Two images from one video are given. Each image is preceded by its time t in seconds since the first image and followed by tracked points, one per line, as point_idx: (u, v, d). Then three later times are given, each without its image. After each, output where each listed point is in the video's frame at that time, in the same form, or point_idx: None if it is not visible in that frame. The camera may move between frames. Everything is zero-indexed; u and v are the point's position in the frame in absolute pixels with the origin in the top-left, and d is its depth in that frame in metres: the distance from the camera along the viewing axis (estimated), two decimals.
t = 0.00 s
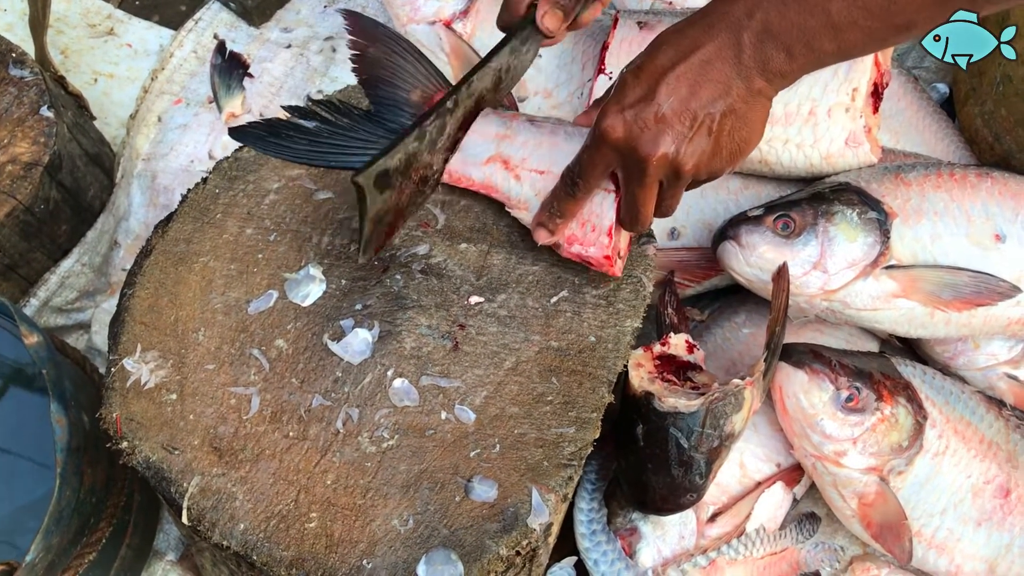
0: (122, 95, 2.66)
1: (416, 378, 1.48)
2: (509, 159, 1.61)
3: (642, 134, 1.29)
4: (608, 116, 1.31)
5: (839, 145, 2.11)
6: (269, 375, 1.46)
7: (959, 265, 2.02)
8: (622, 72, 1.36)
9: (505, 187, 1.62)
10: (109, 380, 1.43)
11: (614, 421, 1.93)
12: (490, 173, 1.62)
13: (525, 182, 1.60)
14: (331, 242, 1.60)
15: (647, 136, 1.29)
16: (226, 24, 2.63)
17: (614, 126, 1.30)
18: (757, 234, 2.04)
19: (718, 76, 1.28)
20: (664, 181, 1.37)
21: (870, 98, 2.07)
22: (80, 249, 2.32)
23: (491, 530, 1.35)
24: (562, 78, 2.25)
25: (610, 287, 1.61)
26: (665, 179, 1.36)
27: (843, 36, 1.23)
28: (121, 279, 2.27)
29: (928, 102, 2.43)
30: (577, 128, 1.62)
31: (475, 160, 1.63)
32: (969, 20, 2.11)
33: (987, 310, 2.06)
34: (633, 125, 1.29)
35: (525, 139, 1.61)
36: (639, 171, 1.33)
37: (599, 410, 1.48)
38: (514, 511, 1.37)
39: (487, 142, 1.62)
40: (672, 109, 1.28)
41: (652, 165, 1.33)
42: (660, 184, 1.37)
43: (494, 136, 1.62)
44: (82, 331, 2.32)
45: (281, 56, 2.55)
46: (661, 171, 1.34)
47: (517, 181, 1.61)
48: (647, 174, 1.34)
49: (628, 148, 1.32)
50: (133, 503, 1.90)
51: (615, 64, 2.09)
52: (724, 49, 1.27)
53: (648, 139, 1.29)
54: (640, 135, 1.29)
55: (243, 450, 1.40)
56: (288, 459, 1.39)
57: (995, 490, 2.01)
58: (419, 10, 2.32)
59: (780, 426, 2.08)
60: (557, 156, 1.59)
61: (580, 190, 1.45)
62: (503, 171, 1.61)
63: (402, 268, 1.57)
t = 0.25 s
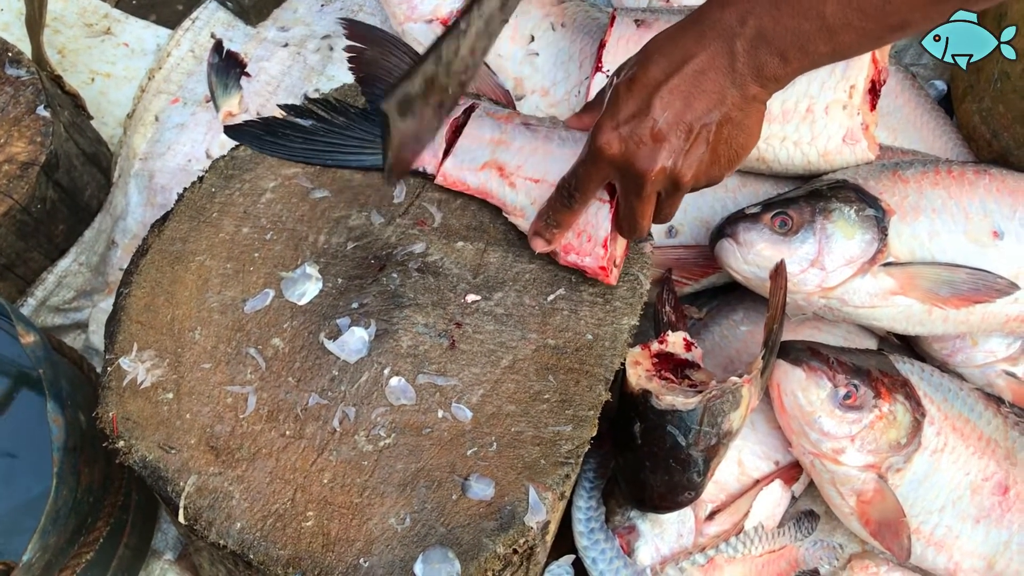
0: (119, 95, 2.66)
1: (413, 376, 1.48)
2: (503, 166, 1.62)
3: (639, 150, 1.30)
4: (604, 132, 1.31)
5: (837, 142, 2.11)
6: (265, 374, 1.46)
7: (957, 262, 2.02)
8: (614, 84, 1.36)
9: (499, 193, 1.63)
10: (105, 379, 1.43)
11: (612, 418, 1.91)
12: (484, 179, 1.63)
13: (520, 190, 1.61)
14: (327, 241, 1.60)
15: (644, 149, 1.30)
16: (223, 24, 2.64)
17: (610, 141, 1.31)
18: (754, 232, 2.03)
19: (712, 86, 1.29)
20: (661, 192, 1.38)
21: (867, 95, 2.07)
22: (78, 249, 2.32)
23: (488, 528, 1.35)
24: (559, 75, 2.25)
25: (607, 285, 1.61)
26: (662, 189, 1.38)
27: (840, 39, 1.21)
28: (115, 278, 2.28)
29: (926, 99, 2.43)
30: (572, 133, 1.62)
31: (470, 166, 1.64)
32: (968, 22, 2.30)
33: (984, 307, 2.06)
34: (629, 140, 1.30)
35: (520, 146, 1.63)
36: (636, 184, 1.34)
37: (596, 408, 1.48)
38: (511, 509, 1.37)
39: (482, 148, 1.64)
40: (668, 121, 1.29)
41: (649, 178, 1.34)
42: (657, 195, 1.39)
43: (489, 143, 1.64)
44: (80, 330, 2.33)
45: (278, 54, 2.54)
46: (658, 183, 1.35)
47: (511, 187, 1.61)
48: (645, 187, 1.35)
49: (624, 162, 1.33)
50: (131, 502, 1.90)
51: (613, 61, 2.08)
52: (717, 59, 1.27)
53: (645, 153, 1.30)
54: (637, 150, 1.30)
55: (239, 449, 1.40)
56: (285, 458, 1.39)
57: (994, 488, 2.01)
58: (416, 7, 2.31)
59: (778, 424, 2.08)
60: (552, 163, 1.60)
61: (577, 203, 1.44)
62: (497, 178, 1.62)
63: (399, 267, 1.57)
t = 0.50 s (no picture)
0: (118, 93, 2.65)
1: (412, 374, 1.47)
2: (503, 162, 1.62)
3: (637, 145, 1.29)
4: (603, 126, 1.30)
5: (837, 139, 2.11)
6: (264, 372, 1.46)
7: (958, 259, 2.01)
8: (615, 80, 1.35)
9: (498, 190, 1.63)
10: (104, 378, 1.43)
11: (612, 416, 1.91)
12: (484, 176, 1.63)
13: (519, 187, 1.61)
14: (326, 239, 1.60)
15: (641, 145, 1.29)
16: (222, 22, 2.63)
17: (610, 136, 1.30)
18: (755, 230, 2.03)
19: (712, 82, 1.28)
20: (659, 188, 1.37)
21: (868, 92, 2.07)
22: (76, 248, 2.32)
23: (487, 527, 1.35)
24: (559, 73, 2.24)
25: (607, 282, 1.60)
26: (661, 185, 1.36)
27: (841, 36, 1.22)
28: (114, 277, 2.28)
29: (926, 96, 2.43)
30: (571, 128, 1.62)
31: (470, 163, 1.64)
32: (971, 22, 2.25)
33: (985, 304, 2.05)
34: (626, 135, 1.29)
35: (520, 142, 1.62)
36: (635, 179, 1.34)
37: (596, 405, 1.48)
38: (511, 507, 1.37)
39: (481, 145, 1.64)
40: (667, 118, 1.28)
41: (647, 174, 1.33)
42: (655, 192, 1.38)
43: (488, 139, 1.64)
44: (79, 329, 2.33)
45: (278, 53, 2.54)
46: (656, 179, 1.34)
47: (511, 184, 1.61)
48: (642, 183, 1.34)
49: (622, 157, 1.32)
50: (130, 501, 1.90)
51: (612, 58, 2.06)
52: (718, 55, 1.26)
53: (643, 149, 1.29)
54: (635, 145, 1.29)
55: (238, 447, 1.39)
56: (284, 456, 1.39)
57: (995, 485, 2.00)
58: (415, 5, 2.32)
59: (778, 421, 2.08)
60: (551, 159, 1.60)
61: (575, 198, 1.45)
62: (497, 175, 1.62)
63: (398, 265, 1.57)
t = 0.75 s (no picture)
0: (117, 93, 2.65)
1: (412, 375, 1.47)
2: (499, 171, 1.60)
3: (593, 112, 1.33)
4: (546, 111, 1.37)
5: (837, 139, 2.12)
6: (264, 373, 1.46)
7: (958, 259, 2.01)
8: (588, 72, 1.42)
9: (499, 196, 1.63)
10: (104, 378, 1.43)
11: (612, 416, 1.91)
12: (482, 185, 1.62)
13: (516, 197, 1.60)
14: (325, 239, 1.59)
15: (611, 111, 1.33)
16: (222, 22, 2.63)
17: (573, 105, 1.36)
18: (754, 230, 2.03)
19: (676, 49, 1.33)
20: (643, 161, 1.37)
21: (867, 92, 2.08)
22: (76, 248, 2.32)
23: (487, 527, 1.35)
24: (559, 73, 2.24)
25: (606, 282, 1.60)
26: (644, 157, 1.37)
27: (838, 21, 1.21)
28: (114, 277, 2.28)
29: (927, 96, 2.43)
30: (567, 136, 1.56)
31: (467, 171, 1.63)
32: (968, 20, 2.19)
33: (985, 304, 2.05)
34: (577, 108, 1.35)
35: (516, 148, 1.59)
36: (590, 158, 1.33)
37: (596, 406, 1.48)
38: (510, 508, 1.37)
39: (478, 151, 1.61)
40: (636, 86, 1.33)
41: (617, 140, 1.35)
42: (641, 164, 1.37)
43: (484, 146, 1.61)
44: (79, 329, 2.32)
45: (277, 52, 2.54)
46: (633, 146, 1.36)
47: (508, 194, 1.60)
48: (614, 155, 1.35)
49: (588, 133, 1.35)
50: (130, 501, 1.90)
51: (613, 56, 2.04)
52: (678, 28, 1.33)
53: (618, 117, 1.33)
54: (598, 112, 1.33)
55: (238, 448, 1.39)
56: (284, 457, 1.39)
57: (995, 485, 2.00)
58: (415, 5, 2.32)
59: (778, 421, 2.08)
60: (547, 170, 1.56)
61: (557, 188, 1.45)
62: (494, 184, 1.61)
63: (398, 265, 1.57)
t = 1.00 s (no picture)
0: (117, 93, 2.65)
1: (412, 376, 1.47)
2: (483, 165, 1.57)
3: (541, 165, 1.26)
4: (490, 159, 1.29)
5: (837, 139, 2.12)
6: (264, 374, 1.45)
7: (959, 260, 2.01)
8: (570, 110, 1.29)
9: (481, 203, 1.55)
10: (103, 379, 1.42)
11: (612, 416, 1.91)
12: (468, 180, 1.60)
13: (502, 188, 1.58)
14: (325, 240, 1.59)
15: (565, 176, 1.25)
16: (222, 21, 2.61)
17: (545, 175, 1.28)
18: (755, 230, 2.02)
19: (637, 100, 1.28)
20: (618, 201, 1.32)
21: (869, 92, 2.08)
22: (76, 248, 2.32)
23: (487, 529, 1.35)
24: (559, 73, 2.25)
25: (607, 283, 1.60)
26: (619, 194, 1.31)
27: (855, 29, 1.20)
28: (114, 277, 2.28)
29: (927, 96, 2.42)
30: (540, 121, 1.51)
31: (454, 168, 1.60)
32: (972, 22, 2.20)
33: (986, 305, 2.05)
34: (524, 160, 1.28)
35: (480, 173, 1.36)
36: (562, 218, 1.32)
37: (596, 407, 1.48)
38: (511, 509, 1.37)
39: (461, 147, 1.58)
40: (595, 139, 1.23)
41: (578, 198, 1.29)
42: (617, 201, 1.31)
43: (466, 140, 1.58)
44: (79, 330, 2.32)
45: (277, 52, 2.53)
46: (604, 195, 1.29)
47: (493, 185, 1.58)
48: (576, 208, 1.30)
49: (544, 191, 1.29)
50: (129, 502, 1.89)
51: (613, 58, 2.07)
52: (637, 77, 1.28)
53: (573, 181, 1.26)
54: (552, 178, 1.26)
55: (238, 449, 1.39)
56: (284, 458, 1.39)
57: (996, 486, 2.00)
58: (415, 5, 2.32)
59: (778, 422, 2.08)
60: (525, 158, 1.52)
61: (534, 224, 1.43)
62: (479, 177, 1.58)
63: (398, 266, 1.56)
